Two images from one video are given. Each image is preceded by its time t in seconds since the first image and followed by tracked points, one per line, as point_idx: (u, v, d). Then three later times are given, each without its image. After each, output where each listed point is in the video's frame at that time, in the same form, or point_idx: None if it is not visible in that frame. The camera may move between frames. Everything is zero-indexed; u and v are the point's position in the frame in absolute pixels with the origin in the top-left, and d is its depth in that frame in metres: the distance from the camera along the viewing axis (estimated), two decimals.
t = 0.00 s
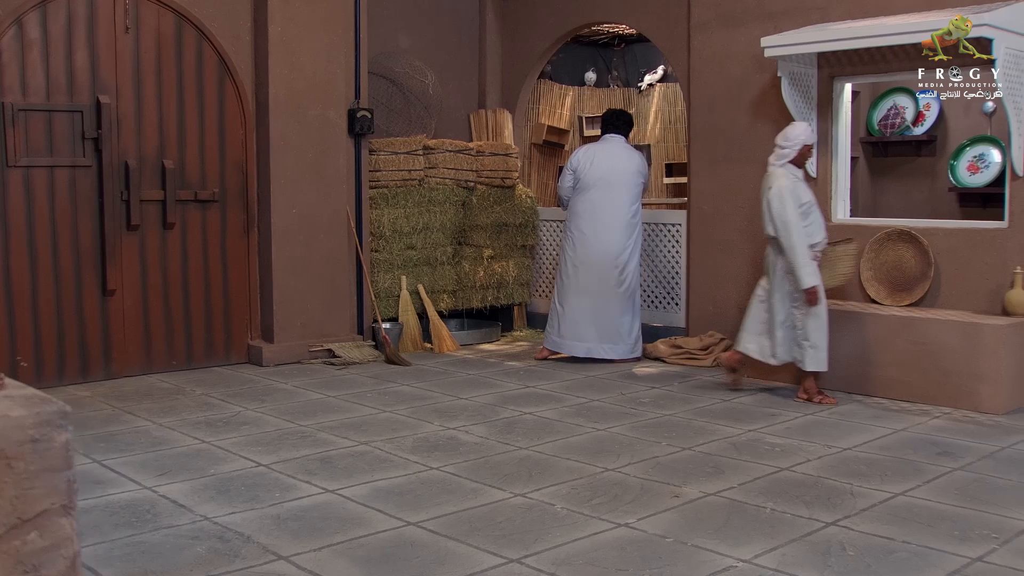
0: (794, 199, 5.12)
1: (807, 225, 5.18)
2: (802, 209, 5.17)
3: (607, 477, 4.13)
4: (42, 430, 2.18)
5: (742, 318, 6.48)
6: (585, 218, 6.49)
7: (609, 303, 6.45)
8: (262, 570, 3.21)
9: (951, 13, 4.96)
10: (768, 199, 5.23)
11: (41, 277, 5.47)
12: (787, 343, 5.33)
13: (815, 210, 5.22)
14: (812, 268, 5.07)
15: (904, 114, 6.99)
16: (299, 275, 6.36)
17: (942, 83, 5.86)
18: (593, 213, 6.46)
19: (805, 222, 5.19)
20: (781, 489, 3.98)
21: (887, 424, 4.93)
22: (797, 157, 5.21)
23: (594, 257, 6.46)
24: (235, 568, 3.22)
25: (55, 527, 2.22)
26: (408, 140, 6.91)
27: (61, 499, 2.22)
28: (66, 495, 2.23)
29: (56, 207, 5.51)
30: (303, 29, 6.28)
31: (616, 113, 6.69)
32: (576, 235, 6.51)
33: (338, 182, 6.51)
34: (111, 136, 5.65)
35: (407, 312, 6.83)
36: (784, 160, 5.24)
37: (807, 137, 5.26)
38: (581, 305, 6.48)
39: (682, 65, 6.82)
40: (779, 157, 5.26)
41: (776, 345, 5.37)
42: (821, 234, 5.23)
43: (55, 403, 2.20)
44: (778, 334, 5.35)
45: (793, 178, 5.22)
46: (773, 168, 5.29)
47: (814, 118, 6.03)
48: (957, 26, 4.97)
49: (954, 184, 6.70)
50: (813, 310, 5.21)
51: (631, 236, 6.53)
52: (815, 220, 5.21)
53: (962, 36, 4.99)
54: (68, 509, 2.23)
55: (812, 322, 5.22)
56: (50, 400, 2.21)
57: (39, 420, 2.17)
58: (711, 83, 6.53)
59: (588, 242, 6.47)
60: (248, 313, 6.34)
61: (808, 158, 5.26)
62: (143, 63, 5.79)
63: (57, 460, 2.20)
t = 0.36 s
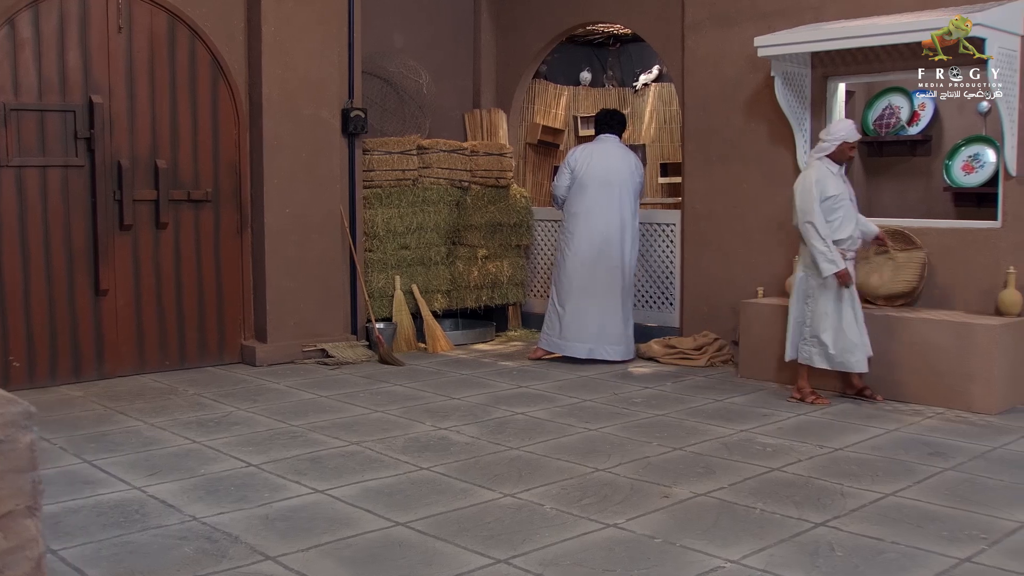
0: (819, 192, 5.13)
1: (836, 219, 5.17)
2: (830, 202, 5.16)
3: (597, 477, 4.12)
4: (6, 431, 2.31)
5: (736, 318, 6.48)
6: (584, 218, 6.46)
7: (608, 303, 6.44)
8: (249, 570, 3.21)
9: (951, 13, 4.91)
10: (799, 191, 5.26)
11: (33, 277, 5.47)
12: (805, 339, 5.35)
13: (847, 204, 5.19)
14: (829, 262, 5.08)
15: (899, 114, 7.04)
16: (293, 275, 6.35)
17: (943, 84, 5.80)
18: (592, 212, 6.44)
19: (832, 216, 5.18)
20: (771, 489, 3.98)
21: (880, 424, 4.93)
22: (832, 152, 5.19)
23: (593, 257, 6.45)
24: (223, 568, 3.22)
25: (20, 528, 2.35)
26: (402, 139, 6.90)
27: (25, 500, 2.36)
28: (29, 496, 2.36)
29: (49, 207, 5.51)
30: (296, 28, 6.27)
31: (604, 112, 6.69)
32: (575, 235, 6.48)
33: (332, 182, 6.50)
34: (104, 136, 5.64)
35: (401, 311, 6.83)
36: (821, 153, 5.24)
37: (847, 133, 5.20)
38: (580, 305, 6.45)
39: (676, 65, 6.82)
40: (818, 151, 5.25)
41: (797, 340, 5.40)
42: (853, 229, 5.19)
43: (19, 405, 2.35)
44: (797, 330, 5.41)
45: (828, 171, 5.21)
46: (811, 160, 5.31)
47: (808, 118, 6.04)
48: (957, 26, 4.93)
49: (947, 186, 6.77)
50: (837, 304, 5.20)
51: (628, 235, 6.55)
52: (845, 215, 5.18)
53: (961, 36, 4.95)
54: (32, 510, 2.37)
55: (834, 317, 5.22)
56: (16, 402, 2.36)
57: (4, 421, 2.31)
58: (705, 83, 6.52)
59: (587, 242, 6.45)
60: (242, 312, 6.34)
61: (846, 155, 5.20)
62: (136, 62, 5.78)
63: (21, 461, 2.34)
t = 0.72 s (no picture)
0: (843, 180, 5.13)
1: (856, 212, 5.16)
2: (852, 193, 5.16)
3: (588, 477, 4.12)
4: None
5: (730, 318, 6.47)
6: (579, 214, 6.47)
7: (605, 301, 6.41)
8: (236, 570, 3.20)
9: (951, 13, 4.89)
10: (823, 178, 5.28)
11: (26, 277, 5.46)
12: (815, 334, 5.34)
13: (871, 201, 5.17)
14: (823, 242, 5.10)
15: (895, 113, 6.96)
16: (287, 274, 6.35)
17: (943, 82, 5.99)
18: (587, 209, 6.44)
19: (851, 208, 5.17)
20: (762, 490, 3.97)
21: (872, 424, 4.92)
22: (866, 148, 5.19)
23: (589, 255, 6.44)
24: (210, 568, 3.22)
25: None
26: (396, 139, 6.91)
27: None
28: None
29: (41, 207, 5.50)
30: (289, 27, 6.26)
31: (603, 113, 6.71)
32: (571, 232, 6.49)
33: (326, 181, 6.49)
34: (97, 135, 5.64)
35: (395, 311, 6.82)
36: (856, 148, 5.24)
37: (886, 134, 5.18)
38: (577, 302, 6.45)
39: (671, 64, 6.81)
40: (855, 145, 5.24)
41: (806, 334, 5.38)
42: (874, 226, 5.17)
43: None
44: (808, 325, 5.37)
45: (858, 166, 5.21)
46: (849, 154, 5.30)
47: (802, 117, 6.02)
48: (957, 26, 4.90)
49: (943, 185, 6.71)
50: (847, 299, 5.17)
51: (625, 234, 6.54)
52: (867, 210, 5.16)
53: (961, 36, 4.93)
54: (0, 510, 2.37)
55: (842, 311, 5.19)
56: None
57: None
58: (699, 82, 6.51)
59: (583, 239, 6.45)
60: (236, 312, 6.33)
61: (881, 154, 5.18)
62: (129, 61, 5.78)
63: None
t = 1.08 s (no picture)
0: (843, 181, 5.12)
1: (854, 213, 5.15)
2: (852, 195, 5.15)
3: (579, 477, 4.11)
4: None
5: (725, 318, 6.46)
6: (552, 218, 6.47)
7: (580, 303, 6.39)
8: (224, 570, 3.20)
9: (952, 13, 4.88)
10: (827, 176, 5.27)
11: (19, 277, 5.46)
12: (804, 329, 5.36)
13: (871, 203, 5.15)
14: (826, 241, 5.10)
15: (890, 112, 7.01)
16: (281, 274, 6.34)
17: (943, 83, 6.04)
18: (557, 212, 6.43)
19: (852, 207, 5.16)
20: (753, 490, 3.96)
21: (865, 424, 4.91)
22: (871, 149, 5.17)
23: (564, 257, 6.42)
24: (199, 568, 3.21)
25: None
26: (390, 138, 6.90)
27: None
28: None
29: (35, 207, 5.50)
30: (284, 27, 6.25)
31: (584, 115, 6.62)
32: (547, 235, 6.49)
33: (321, 181, 6.48)
34: (90, 135, 5.63)
35: (390, 311, 6.82)
36: (863, 149, 5.21)
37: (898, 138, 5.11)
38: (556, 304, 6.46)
39: (666, 64, 6.80)
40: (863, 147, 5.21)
41: (796, 329, 5.42)
42: (871, 229, 5.15)
43: None
44: (798, 320, 5.39)
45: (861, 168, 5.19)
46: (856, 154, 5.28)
47: (796, 117, 6.02)
48: (957, 26, 4.88)
49: (937, 184, 6.73)
50: (837, 298, 5.15)
51: (603, 234, 6.45)
52: (865, 211, 5.14)
53: (961, 36, 4.91)
54: None
55: (830, 310, 5.19)
56: None
57: None
58: (694, 82, 6.51)
59: (557, 242, 6.44)
60: (230, 312, 6.33)
61: (888, 159, 5.13)
62: (122, 61, 5.77)
63: None
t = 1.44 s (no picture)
0: (826, 180, 5.18)
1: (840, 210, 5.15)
2: (837, 193, 5.17)
3: (571, 477, 4.11)
4: None
5: (720, 318, 6.45)
6: (518, 220, 6.47)
7: (550, 302, 6.40)
8: (213, 570, 3.20)
9: (952, 13, 4.87)
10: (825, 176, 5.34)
11: (13, 278, 5.46)
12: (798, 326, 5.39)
13: (858, 201, 5.11)
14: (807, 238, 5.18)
15: (887, 111, 6.96)
16: (275, 274, 6.34)
17: (943, 83, 6.02)
18: (523, 214, 6.43)
19: (835, 206, 5.17)
20: (745, 491, 3.95)
21: (859, 425, 4.90)
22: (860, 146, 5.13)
23: (532, 257, 6.43)
24: (189, 568, 3.21)
25: None
26: (386, 138, 6.89)
27: None
28: None
29: (29, 207, 5.49)
30: (278, 27, 6.25)
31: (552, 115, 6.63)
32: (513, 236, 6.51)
33: (316, 180, 6.48)
34: (84, 135, 5.63)
35: (385, 310, 6.82)
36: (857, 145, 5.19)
37: (878, 131, 5.06)
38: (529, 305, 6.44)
39: (662, 63, 6.80)
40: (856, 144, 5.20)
41: (795, 326, 5.46)
42: (858, 226, 5.11)
43: None
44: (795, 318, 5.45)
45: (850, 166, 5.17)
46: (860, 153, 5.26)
47: (791, 116, 6.01)
48: (957, 26, 4.88)
49: (934, 184, 6.75)
50: (818, 295, 5.18)
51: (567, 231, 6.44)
52: (850, 209, 5.12)
53: (961, 36, 4.91)
54: None
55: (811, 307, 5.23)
56: None
57: None
58: (689, 82, 6.50)
59: (522, 243, 6.45)
60: (225, 312, 6.32)
61: (869, 153, 5.08)
62: (117, 61, 5.77)
63: None
